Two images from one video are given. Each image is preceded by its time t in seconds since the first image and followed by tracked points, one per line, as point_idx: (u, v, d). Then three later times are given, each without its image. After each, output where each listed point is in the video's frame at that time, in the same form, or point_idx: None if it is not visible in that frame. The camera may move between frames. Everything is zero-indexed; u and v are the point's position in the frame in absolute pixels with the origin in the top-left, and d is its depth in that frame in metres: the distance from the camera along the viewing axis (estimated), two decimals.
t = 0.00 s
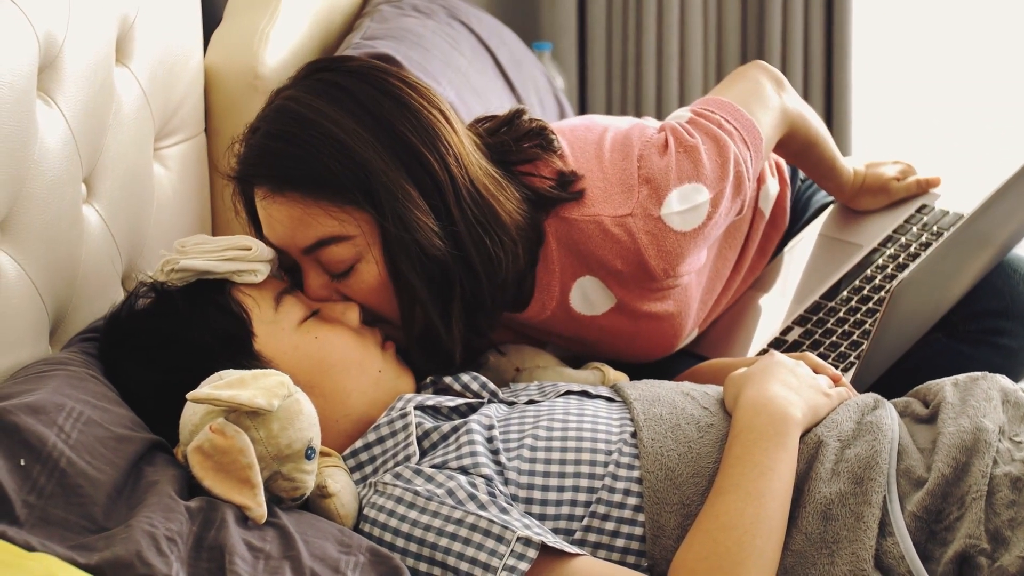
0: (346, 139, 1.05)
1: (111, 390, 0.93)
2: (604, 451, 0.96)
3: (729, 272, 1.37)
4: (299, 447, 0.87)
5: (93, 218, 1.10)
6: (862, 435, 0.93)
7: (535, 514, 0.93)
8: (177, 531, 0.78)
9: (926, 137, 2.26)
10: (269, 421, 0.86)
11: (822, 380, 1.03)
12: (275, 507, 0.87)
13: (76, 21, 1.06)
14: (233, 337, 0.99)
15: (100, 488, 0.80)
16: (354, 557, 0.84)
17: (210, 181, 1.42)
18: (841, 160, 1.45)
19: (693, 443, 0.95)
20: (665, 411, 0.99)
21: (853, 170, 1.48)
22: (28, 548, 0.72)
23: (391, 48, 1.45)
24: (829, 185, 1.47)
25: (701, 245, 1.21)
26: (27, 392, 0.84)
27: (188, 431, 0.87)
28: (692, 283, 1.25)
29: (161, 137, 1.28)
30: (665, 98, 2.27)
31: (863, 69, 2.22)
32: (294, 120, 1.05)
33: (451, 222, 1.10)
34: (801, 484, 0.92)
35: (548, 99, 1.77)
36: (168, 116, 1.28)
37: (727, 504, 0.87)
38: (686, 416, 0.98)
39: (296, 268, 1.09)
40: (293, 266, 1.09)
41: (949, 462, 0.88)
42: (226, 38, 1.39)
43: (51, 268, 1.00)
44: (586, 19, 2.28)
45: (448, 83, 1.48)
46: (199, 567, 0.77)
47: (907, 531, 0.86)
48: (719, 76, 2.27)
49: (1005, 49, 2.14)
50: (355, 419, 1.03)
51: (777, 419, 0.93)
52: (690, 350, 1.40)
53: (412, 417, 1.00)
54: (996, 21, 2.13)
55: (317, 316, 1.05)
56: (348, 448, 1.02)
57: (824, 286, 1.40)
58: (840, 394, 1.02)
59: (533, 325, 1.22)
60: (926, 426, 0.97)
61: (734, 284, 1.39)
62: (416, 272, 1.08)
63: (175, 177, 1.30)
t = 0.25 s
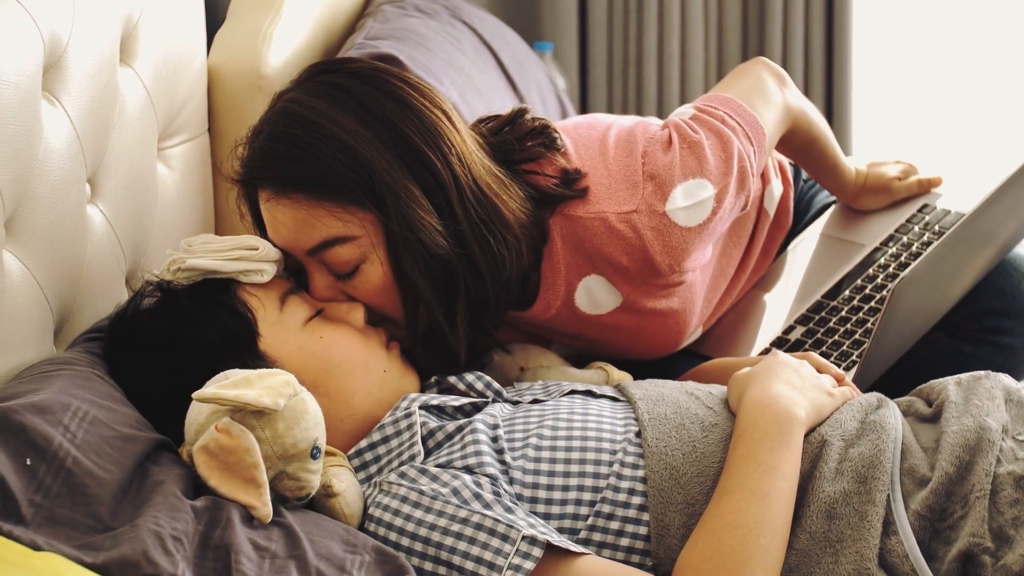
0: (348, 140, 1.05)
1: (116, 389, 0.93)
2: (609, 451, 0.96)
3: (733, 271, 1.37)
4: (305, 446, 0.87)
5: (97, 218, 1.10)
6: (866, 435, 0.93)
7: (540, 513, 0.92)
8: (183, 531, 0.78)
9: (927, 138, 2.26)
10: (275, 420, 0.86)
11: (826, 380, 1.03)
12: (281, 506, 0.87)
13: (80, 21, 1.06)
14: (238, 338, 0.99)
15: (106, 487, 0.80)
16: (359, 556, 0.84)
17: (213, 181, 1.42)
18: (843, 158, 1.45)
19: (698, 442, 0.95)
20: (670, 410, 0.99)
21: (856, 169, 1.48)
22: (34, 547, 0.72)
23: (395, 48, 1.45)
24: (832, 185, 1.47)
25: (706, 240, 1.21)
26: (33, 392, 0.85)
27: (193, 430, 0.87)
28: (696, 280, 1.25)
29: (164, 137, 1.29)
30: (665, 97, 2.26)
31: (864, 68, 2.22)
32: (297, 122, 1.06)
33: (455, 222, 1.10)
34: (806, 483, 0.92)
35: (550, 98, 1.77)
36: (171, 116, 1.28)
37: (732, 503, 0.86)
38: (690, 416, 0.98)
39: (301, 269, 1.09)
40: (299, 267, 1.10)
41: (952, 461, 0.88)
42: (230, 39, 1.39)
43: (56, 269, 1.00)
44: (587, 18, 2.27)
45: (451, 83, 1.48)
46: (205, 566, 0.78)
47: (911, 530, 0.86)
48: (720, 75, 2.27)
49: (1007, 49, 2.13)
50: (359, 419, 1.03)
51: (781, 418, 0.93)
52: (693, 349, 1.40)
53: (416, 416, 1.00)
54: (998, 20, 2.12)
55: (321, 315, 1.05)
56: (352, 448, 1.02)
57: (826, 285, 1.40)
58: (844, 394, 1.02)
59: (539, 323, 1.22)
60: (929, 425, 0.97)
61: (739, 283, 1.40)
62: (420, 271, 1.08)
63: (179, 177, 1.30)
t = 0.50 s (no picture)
0: (355, 133, 1.05)
1: (121, 390, 0.93)
2: (613, 450, 0.96)
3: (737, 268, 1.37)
4: (310, 445, 0.88)
5: (101, 218, 1.10)
6: (869, 434, 0.93)
7: (545, 512, 0.92)
8: (190, 530, 0.78)
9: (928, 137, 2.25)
10: (280, 420, 0.86)
11: (830, 379, 1.03)
12: (286, 506, 0.87)
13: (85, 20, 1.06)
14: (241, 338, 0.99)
15: (112, 486, 0.80)
16: (365, 555, 0.84)
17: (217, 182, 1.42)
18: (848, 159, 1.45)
19: (702, 442, 0.95)
20: (674, 410, 0.99)
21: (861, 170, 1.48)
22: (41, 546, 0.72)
23: (397, 48, 1.45)
24: (836, 185, 1.47)
25: (710, 235, 1.20)
26: (40, 392, 0.85)
27: (198, 430, 0.87)
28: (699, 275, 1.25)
29: (168, 138, 1.29)
30: (666, 96, 2.26)
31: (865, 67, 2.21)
32: (304, 115, 1.06)
33: (461, 215, 1.10)
34: (810, 482, 0.92)
35: (552, 98, 1.77)
36: (175, 116, 1.28)
37: (736, 502, 0.86)
38: (694, 415, 0.98)
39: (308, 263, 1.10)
40: (306, 260, 1.09)
41: (955, 460, 0.88)
42: (233, 39, 1.39)
43: (61, 269, 1.00)
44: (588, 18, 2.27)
45: (453, 83, 1.48)
46: (211, 565, 0.78)
47: (914, 528, 0.85)
48: (720, 75, 2.26)
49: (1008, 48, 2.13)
50: (364, 418, 1.03)
51: (786, 418, 0.93)
52: (696, 349, 1.40)
53: (420, 416, 1.00)
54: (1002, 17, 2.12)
55: (324, 314, 1.05)
56: (357, 447, 1.02)
57: (830, 287, 1.39)
58: (847, 393, 1.02)
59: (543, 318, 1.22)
60: (932, 424, 0.97)
61: (742, 283, 1.39)
62: (426, 264, 1.08)
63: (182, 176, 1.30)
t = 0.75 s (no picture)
0: (374, 99, 1.05)
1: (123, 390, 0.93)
2: (615, 449, 0.96)
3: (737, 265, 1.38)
4: (311, 445, 0.87)
5: (103, 218, 1.10)
6: (870, 433, 0.93)
7: (546, 511, 0.93)
8: (194, 529, 0.78)
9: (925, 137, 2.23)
10: (282, 420, 0.86)
11: (830, 378, 1.03)
12: (289, 506, 0.87)
13: (87, 19, 1.06)
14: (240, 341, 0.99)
15: (116, 486, 0.80)
16: (368, 554, 0.84)
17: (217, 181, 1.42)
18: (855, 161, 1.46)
19: (703, 441, 0.95)
20: (675, 409, 0.99)
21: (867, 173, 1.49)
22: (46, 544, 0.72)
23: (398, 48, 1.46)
24: (841, 185, 1.47)
25: (718, 215, 1.20)
26: (43, 391, 0.85)
27: (200, 431, 0.87)
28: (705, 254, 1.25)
29: (169, 137, 1.29)
30: (664, 97, 2.25)
31: (866, 66, 2.20)
32: (322, 82, 1.06)
33: (473, 186, 1.10)
34: (811, 481, 0.92)
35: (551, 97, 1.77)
36: (176, 115, 1.28)
37: (738, 501, 0.86)
38: (695, 414, 0.98)
39: (320, 230, 1.08)
40: (318, 230, 1.08)
41: (956, 459, 0.88)
42: (234, 38, 1.39)
43: (63, 269, 1.00)
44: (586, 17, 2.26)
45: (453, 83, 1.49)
46: (214, 564, 0.78)
47: (915, 527, 0.86)
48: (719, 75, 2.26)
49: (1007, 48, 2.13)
50: (366, 418, 1.03)
51: (787, 417, 0.93)
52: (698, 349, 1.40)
53: (422, 415, 1.00)
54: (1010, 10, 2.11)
55: (323, 314, 1.06)
56: (359, 447, 1.02)
57: (835, 291, 1.39)
58: (848, 392, 1.02)
59: (546, 306, 1.22)
60: (932, 423, 0.97)
61: (742, 283, 1.40)
62: (438, 233, 1.08)
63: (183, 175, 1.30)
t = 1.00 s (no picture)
0: (427, 26, 1.01)
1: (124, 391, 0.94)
2: (616, 448, 0.96)
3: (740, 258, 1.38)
4: (311, 445, 0.87)
5: (104, 217, 1.10)
6: (871, 431, 0.93)
7: (548, 510, 0.93)
8: (196, 528, 0.78)
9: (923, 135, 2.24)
10: (282, 420, 0.86)
11: (830, 377, 1.03)
12: (290, 506, 0.87)
13: (88, 18, 1.06)
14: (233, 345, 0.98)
15: (118, 485, 0.80)
16: (370, 553, 0.84)
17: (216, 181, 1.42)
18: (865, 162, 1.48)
19: (704, 439, 0.95)
20: (675, 408, 0.99)
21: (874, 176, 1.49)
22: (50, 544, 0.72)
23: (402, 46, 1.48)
24: (847, 184, 1.48)
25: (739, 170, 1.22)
26: (45, 391, 0.85)
27: (199, 433, 0.87)
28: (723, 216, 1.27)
29: (169, 136, 1.29)
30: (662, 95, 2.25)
31: (866, 64, 2.19)
32: (372, 7, 1.01)
33: (513, 123, 1.08)
34: (812, 480, 0.92)
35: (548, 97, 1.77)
36: (176, 114, 1.28)
37: (740, 499, 0.86)
38: (696, 413, 0.98)
39: (357, 158, 1.04)
40: (354, 157, 1.04)
41: (957, 457, 0.88)
42: (233, 38, 1.39)
43: (64, 268, 1.00)
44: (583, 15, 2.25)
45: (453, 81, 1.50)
46: (217, 564, 0.78)
47: (916, 525, 0.86)
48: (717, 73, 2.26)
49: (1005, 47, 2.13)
50: (367, 417, 1.03)
51: (788, 416, 0.93)
52: (701, 345, 1.40)
53: (422, 414, 1.00)
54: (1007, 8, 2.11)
55: (315, 314, 1.05)
56: (360, 446, 1.02)
57: (840, 292, 1.39)
58: (848, 391, 1.02)
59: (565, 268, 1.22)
60: (933, 422, 0.97)
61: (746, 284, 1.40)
62: (477, 168, 1.05)
63: (183, 175, 1.30)
